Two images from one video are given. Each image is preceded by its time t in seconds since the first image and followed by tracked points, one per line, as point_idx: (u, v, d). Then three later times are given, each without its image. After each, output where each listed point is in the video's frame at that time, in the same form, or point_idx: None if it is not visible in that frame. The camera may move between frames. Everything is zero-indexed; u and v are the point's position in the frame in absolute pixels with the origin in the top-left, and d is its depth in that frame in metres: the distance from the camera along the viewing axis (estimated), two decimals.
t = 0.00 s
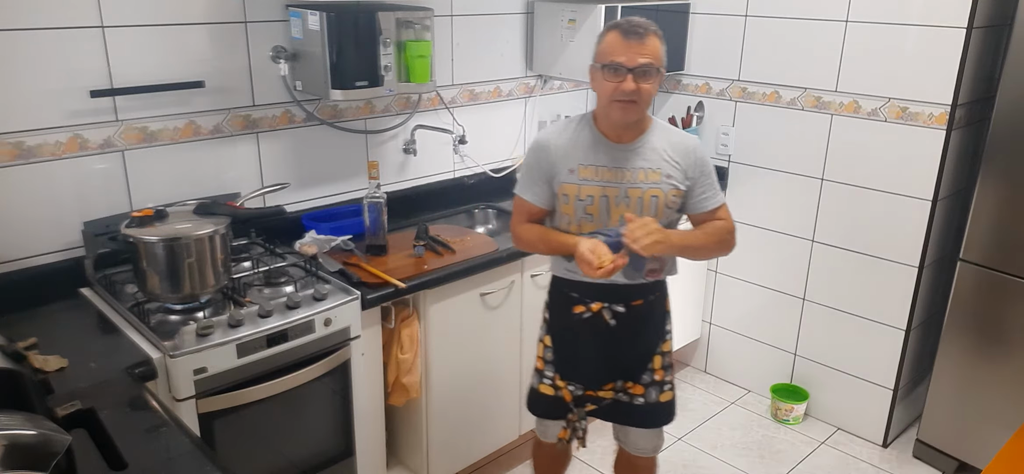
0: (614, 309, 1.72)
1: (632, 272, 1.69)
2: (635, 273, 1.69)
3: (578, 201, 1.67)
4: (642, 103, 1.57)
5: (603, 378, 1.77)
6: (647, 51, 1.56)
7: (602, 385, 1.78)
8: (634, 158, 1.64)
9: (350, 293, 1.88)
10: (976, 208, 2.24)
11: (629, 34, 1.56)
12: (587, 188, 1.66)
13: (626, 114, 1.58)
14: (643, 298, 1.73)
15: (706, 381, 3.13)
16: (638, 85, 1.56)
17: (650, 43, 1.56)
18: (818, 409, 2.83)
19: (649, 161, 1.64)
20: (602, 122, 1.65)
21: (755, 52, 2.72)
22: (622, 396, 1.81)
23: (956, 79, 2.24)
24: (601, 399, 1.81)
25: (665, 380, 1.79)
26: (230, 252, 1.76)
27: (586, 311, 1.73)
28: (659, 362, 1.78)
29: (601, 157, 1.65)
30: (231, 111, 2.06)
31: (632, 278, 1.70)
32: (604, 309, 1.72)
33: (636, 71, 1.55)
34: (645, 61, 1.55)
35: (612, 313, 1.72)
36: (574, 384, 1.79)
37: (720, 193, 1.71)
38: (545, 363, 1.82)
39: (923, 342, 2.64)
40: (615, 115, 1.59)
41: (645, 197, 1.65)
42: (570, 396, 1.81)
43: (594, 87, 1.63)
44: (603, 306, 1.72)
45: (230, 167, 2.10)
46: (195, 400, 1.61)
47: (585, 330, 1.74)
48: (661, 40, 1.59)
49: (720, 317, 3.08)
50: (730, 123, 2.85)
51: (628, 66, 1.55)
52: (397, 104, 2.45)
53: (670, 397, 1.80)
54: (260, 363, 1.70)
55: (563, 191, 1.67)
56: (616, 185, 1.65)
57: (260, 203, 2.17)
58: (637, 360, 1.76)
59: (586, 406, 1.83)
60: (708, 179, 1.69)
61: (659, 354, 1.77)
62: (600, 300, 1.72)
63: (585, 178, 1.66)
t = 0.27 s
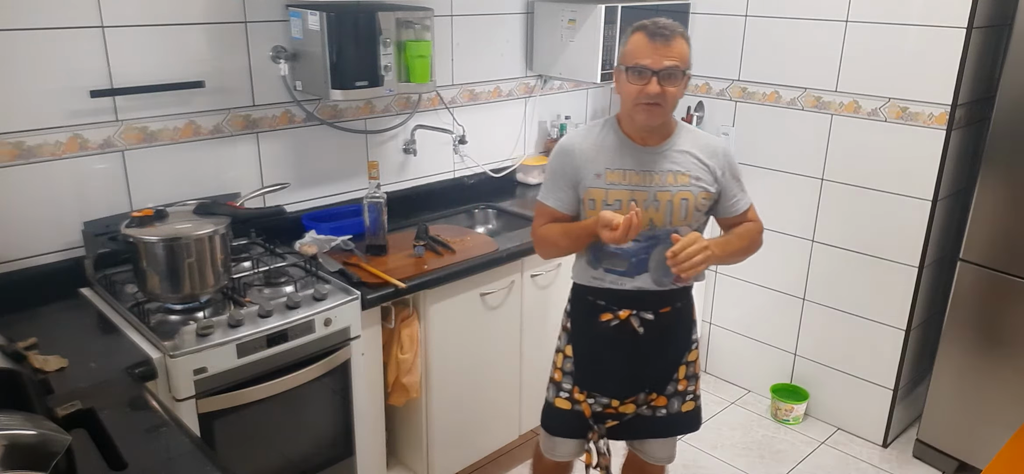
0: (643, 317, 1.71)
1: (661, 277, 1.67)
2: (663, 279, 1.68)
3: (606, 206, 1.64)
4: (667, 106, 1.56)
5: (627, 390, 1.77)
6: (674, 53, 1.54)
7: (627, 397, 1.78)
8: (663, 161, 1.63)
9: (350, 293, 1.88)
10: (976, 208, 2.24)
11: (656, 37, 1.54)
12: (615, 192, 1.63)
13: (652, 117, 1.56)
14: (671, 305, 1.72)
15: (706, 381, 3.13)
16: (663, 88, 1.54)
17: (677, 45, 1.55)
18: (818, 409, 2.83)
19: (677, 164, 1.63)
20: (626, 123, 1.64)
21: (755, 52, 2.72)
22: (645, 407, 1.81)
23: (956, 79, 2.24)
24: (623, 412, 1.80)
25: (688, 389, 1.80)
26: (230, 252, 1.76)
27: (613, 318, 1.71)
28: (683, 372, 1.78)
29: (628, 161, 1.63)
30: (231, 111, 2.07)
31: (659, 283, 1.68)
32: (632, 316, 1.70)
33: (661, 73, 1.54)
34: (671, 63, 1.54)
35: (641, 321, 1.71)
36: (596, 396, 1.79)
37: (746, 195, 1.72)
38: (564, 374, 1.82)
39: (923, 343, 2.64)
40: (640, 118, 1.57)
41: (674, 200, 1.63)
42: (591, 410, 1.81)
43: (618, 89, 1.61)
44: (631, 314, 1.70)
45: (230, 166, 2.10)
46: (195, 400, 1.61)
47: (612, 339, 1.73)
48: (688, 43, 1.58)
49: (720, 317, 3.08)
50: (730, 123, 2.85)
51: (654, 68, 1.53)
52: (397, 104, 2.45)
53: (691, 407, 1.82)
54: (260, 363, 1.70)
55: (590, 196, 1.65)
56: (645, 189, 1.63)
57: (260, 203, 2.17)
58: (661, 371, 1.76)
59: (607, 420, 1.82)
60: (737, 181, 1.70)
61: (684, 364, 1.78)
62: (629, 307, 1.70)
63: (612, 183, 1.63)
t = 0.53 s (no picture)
0: (653, 318, 1.71)
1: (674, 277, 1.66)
2: (676, 280, 1.67)
3: (621, 204, 1.64)
4: (683, 112, 1.55)
5: (635, 392, 1.77)
6: (696, 60, 1.52)
7: (634, 399, 1.78)
8: (680, 160, 1.63)
9: (350, 293, 1.88)
10: (976, 208, 2.24)
11: (678, 41, 1.52)
12: (631, 190, 1.63)
13: (668, 122, 1.56)
14: (681, 306, 1.72)
15: (706, 381, 3.13)
16: (681, 94, 1.53)
17: (699, 51, 1.53)
18: (818, 409, 2.83)
19: (693, 163, 1.64)
20: (642, 123, 1.63)
21: (755, 52, 2.72)
22: (651, 409, 1.82)
23: (956, 79, 2.24)
24: (630, 415, 1.81)
25: (693, 390, 1.83)
26: (230, 252, 1.76)
27: (624, 319, 1.71)
28: (689, 373, 1.81)
29: (645, 159, 1.63)
30: (231, 111, 2.06)
31: (672, 284, 1.67)
32: (643, 317, 1.71)
33: (681, 80, 1.52)
34: (692, 70, 1.52)
35: (651, 322, 1.71)
36: (603, 398, 1.79)
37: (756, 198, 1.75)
38: (570, 376, 1.81)
39: (923, 343, 2.64)
40: (656, 122, 1.57)
41: (690, 199, 1.63)
42: (598, 413, 1.81)
43: (637, 90, 1.60)
44: (642, 315, 1.70)
45: (230, 167, 2.10)
46: (195, 400, 1.61)
47: (622, 341, 1.73)
48: (710, 48, 1.56)
49: (720, 317, 3.08)
50: (730, 123, 2.85)
51: (675, 75, 1.52)
52: (397, 104, 2.45)
53: (696, 407, 1.84)
54: (260, 363, 1.70)
55: (605, 193, 1.64)
56: (661, 188, 1.63)
57: (260, 203, 2.17)
58: (669, 373, 1.77)
59: (614, 424, 1.82)
60: (748, 181, 1.73)
61: (690, 366, 1.80)
62: (640, 308, 1.70)
63: (628, 180, 1.63)
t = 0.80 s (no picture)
0: (650, 316, 1.71)
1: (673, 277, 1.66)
2: (676, 279, 1.67)
3: (623, 203, 1.64)
4: (689, 116, 1.55)
5: (630, 389, 1.77)
6: (704, 65, 1.51)
7: (629, 396, 1.78)
8: (685, 161, 1.63)
9: (350, 293, 1.88)
10: (976, 208, 2.24)
11: (686, 46, 1.51)
12: (634, 189, 1.63)
13: (673, 125, 1.56)
14: (679, 306, 1.72)
15: (706, 381, 3.13)
16: (686, 99, 1.53)
17: (708, 56, 1.51)
18: (818, 409, 2.83)
19: (698, 165, 1.63)
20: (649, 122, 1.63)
21: (755, 52, 2.72)
22: (646, 407, 1.82)
23: (956, 79, 2.24)
24: (625, 412, 1.81)
25: (688, 388, 1.82)
26: (230, 252, 1.76)
27: (621, 317, 1.71)
28: (685, 372, 1.80)
29: (650, 158, 1.63)
30: (231, 111, 2.06)
31: (671, 283, 1.67)
32: (640, 315, 1.71)
33: (687, 85, 1.52)
34: (699, 75, 1.51)
35: (648, 321, 1.71)
36: (599, 394, 1.79)
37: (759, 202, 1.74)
38: (568, 370, 1.81)
39: (923, 343, 2.64)
40: (662, 125, 1.57)
41: (692, 201, 1.64)
42: (594, 408, 1.81)
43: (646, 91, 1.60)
44: (640, 313, 1.70)
45: (230, 166, 2.10)
46: (195, 400, 1.61)
47: (619, 338, 1.73)
48: (719, 51, 1.54)
49: (720, 317, 3.08)
50: (730, 123, 2.85)
51: (682, 79, 1.51)
52: (397, 104, 2.45)
53: (690, 406, 1.84)
54: (260, 363, 1.70)
55: (607, 191, 1.65)
56: (664, 188, 1.63)
57: (260, 203, 2.17)
58: (664, 371, 1.77)
59: (609, 419, 1.83)
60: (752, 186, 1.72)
61: (686, 365, 1.80)
62: (637, 306, 1.70)
63: (632, 180, 1.63)
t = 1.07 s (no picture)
0: (631, 310, 1.72)
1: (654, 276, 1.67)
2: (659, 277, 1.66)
3: (610, 197, 1.69)
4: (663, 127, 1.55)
5: (611, 380, 1.78)
6: (672, 79, 1.51)
7: (610, 388, 1.78)
8: (677, 164, 1.63)
9: (350, 293, 1.88)
10: (976, 208, 2.24)
11: (658, 59, 1.52)
12: (621, 185, 1.68)
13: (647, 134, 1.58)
14: (662, 303, 1.71)
15: (706, 381, 3.13)
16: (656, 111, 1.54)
17: (677, 70, 1.50)
18: (818, 409, 2.83)
19: (690, 169, 1.62)
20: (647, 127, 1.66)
21: (755, 52, 2.72)
22: (628, 402, 1.80)
23: (956, 79, 2.24)
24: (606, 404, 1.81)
25: (670, 385, 1.80)
26: (230, 252, 1.76)
27: (602, 307, 1.74)
28: (667, 368, 1.78)
29: (641, 157, 1.65)
30: (231, 111, 2.07)
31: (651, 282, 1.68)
32: (620, 308, 1.72)
33: (654, 98, 1.53)
34: (666, 89, 1.51)
35: (629, 314, 1.72)
36: (580, 380, 1.82)
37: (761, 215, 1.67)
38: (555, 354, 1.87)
39: (923, 343, 2.64)
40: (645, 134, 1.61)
41: (679, 204, 1.63)
42: (576, 394, 1.84)
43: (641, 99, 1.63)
44: (620, 305, 1.72)
45: (230, 166, 2.10)
46: (195, 400, 1.61)
47: (599, 327, 1.76)
48: (697, 63, 1.51)
49: (720, 317, 3.08)
50: (730, 123, 2.84)
51: (649, 92, 1.53)
52: (397, 104, 2.45)
53: (673, 402, 1.81)
54: (260, 363, 1.70)
55: (598, 183, 1.71)
56: (651, 187, 1.65)
57: (260, 203, 2.17)
58: (645, 364, 1.76)
59: (590, 407, 1.84)
60: (753, 198, 1.65)
61: (668, 361, 1.77)
62: (618, 298, 1.72)
63: (621, 175, 1.68)
